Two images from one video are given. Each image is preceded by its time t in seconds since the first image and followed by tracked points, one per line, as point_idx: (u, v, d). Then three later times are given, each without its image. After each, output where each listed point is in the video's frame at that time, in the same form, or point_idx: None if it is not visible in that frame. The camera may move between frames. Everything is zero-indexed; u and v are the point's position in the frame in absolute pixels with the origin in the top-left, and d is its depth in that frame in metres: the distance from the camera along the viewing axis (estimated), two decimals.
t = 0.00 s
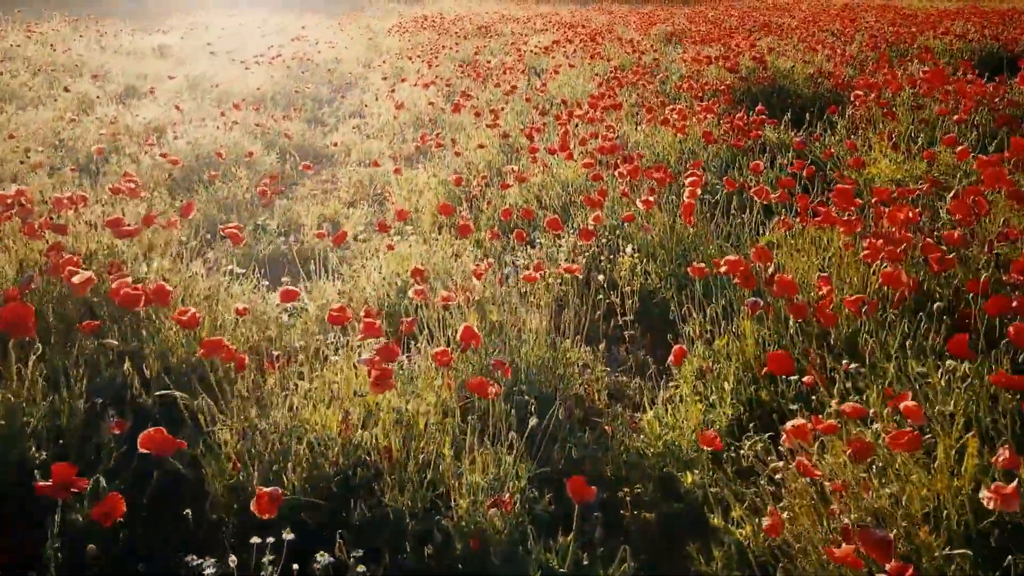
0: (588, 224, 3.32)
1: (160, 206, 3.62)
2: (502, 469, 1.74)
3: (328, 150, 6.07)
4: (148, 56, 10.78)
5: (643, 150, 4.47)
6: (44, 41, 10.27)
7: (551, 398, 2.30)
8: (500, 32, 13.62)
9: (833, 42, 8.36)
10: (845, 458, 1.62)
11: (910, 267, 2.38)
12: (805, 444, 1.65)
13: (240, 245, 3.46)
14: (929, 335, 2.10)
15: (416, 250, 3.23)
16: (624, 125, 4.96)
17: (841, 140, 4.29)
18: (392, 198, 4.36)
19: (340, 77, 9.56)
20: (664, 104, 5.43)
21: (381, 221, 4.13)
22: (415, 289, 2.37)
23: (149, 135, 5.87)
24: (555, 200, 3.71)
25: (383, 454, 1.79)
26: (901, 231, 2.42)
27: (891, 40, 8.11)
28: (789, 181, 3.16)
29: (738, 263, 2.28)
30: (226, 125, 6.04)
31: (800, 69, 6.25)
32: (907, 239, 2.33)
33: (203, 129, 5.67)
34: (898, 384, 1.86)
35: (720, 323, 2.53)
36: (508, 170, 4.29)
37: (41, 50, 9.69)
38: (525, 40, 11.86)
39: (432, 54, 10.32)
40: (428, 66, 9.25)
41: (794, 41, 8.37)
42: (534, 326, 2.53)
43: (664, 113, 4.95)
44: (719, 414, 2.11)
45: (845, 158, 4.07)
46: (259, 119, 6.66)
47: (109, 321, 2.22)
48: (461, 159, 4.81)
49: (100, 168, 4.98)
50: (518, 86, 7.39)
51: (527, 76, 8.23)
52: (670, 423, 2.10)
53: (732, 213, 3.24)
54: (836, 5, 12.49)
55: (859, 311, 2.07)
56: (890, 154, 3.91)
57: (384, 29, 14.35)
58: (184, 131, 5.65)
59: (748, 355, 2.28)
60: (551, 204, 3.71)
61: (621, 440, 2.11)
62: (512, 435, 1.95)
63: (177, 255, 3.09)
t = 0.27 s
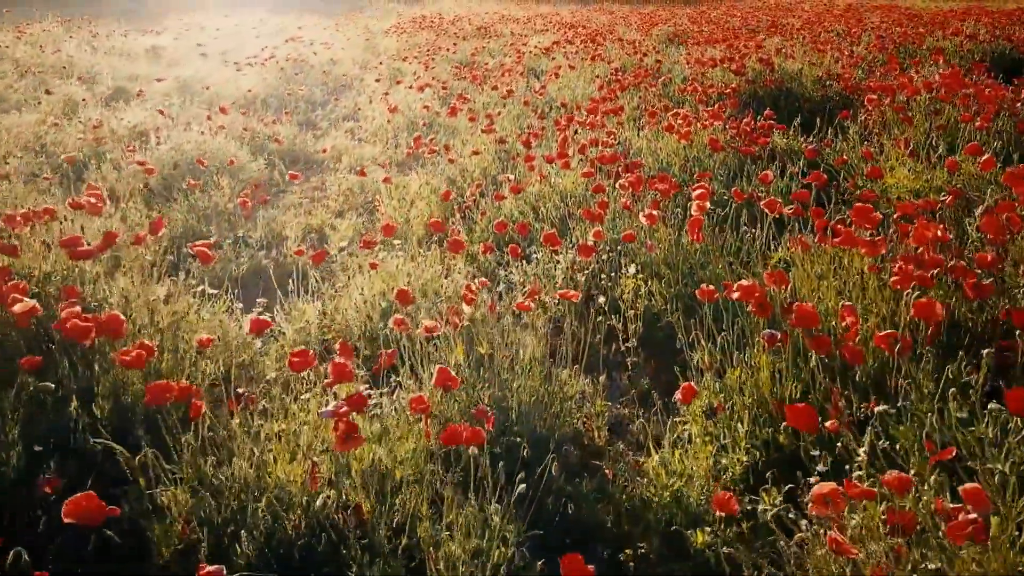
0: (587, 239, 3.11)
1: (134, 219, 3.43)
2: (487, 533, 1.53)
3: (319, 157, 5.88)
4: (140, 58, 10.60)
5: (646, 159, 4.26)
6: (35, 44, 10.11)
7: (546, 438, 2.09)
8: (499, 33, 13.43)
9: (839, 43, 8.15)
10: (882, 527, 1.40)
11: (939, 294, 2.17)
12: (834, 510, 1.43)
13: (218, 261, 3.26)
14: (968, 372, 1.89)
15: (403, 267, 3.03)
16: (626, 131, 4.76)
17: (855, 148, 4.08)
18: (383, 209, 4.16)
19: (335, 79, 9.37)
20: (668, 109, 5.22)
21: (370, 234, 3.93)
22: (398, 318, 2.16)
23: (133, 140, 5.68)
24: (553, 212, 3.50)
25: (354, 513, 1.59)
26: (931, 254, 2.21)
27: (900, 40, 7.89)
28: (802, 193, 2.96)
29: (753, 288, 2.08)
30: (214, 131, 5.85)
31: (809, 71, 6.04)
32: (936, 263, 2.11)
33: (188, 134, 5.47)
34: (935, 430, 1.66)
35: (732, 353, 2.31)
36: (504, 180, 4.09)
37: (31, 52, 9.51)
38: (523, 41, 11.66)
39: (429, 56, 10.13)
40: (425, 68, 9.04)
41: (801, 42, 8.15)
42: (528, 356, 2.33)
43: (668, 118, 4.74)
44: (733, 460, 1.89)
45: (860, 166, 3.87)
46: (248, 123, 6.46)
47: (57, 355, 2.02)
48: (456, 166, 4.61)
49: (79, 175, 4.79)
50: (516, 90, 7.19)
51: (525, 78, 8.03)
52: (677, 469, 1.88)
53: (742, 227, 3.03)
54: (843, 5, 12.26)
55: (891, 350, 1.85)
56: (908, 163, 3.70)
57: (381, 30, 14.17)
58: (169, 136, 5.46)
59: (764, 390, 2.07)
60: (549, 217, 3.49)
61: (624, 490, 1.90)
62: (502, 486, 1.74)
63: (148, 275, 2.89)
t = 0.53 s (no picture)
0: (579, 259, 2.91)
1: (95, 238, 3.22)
2: None
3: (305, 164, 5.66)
4: (130, 61, 10.41)
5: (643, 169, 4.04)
6: (21, 46, 9.90)
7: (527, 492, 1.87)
8: (497, 34, 13.22)
9: (844, 45, 7.94)
10: None
11: (966, 329, 1.95)
12: None
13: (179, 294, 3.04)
14: (1001, 423, 1.68)
15: (381, 289, 2.83)
16: (623, 139, 4.54)
17: (865, 158, 3.86)
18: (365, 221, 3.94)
19: (326, 82, 9.16)
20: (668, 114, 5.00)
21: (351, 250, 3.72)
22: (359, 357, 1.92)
23: (112, 146, 5.47)
24: (543, 227, 3.27)
25: None
26: (955, 281, 1.99)
27: (908, 41, 7.67)
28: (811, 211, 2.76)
29: (762, 321, 1.88)
30: (195, 136, 5.64)
31: (814, 74, 5.82)
32: (963, 294, 1.90)
33: (169, 140, 5.27)
34: (967, 499, 1.44)
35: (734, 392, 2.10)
36: (494, 191, 3.88)
37: (18, 55, 9.33)
38: (522, 42, 11.45)
39: (425, 57, 9.92)
40: (419, 70, 8.82)
41: (805, 44, 7.92)
42: (510, 394, 2.12)
43: (667, 126, 4.52)
44: (736, 522, 1.67)
45: (870, 178, 3.65)
46: (234, 128, 6.26)
47: None
48: (444, 175, 4.39)
49: (51, 185, 4.59)
50: (511, 95, 6.99)
51: (522, 81, 7.83)
52: (672, 533, 1.67)
53: (746, 247, 2.82)
54: (847, 6, 12.02)
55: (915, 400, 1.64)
56: (922, 175, 3.48)
57: (378, 31, 13.96)
58: (148, 142, 5.26)
59: (770, 439, 1.85)
60: (539, 233, 3.28)
61: (613, 558, 1.68)
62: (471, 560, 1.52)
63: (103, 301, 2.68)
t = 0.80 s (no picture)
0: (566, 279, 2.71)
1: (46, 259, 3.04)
2: None
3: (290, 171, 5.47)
4: (119, 62, 10.21)
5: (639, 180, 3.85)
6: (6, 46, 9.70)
7: (500, 553, 1.67)
8: (494, 35, 13.04)
9: (847, 46, 7.75)
10: None
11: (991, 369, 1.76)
12: None
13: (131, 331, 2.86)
14: None
15: (353, 311, 2.64)
16: (619, 147, 4.35)
17: (872, 168, 3.66)
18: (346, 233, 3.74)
19: (318, 85, 8.96)
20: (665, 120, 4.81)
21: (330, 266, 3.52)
22: (311, 402, 1.62)
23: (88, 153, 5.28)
24: (530, 242, 3.08)
25: None
26: (979, 314, 1.80)
27: (912, 43, 7.48)
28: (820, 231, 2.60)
29: (760, 358, 1.67)
30: (176, 142, 5.45)
31: (817, 78, 5.62)
32: (990, 330, 1.70)
33: (146, 146, 5.07)
34: None
35: (733, 435, 1.90)
36: (480, 202, 3.69)
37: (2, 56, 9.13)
38: (518, 43, 11.26)
39: (419, 58, 9.73)
40: (412, 72, 8.62)
41: (807, 46, 7.72)
42: (486, 436, 1.93)
43: (665, 134, 4.33)
44: None
45: (878, 190, 3.45)
46: (217, 134, 6.07)
47: None
48: (430, 184, 4.20)
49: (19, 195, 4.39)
50: (504, 99, 6.80)
51: (516, 83, 7.64)
52: None
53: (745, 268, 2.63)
54: (850, 6, 11.81)
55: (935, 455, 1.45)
56: (934, 188, 3.28)
57: (373, 32, 13.77)
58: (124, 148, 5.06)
59: (773, 492, 1.65)
60: (526, 249, 3.08)
61: None
62: None
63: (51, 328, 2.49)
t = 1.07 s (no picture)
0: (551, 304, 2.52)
1: None
2: None
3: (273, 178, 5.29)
4: (107, 63, 10.01)
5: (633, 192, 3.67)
6: None
7: None
8: (490, 35, 12.85)
9: (849, 48, 7.56)
10: None
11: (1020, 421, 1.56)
12: None
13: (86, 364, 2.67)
14: None
15: (321, 339, 2.44)
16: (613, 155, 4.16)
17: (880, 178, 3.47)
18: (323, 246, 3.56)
19: (308, 87, 8.78)
20: (661, 125, 4.61)
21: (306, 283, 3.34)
22: (248, 461, 1.45)
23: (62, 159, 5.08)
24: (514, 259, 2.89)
25: None
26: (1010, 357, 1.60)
27: (916, 44, 7.29)
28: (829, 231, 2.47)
29: (768, 407, 1.47)
30: (155, 148, 5.26)
31: (820, 81, 5.43)
32: None
33: (121, 152, 4.87)
34: None
35: (731, 490, 1.70)
36: (465, 213, 3.50)
37: None
38: (514, 44, 11.07)
39: (412, 60, 9.54)
40: (405, 74, 8.42)
41: (809, 47, 7.53)
42: (456, 489, 1.73)
43: (661, 140, 4.14)
44: None
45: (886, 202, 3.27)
46: (200, 139, 5.87)
47: None
48: (415, 193, 4.01)
49: None
50: (497, 103, 6.61)
51: (510, 86, 7.44)
52: None
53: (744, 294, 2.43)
54: (851, 6, 11.63)
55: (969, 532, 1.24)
56: (947, 201, 3.09)
57: (368, 32, 13.58)
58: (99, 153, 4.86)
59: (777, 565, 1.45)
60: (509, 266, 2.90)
61: None
62: None
63: None
